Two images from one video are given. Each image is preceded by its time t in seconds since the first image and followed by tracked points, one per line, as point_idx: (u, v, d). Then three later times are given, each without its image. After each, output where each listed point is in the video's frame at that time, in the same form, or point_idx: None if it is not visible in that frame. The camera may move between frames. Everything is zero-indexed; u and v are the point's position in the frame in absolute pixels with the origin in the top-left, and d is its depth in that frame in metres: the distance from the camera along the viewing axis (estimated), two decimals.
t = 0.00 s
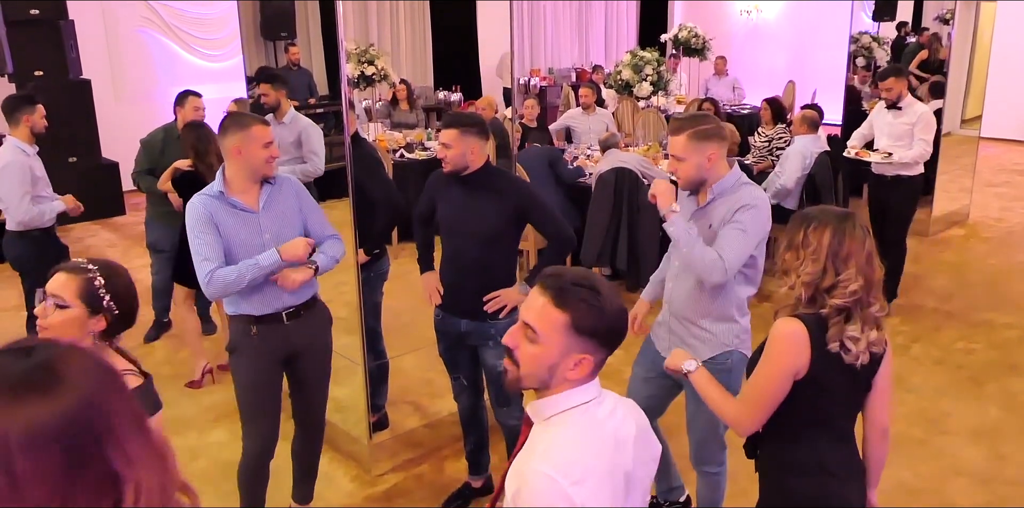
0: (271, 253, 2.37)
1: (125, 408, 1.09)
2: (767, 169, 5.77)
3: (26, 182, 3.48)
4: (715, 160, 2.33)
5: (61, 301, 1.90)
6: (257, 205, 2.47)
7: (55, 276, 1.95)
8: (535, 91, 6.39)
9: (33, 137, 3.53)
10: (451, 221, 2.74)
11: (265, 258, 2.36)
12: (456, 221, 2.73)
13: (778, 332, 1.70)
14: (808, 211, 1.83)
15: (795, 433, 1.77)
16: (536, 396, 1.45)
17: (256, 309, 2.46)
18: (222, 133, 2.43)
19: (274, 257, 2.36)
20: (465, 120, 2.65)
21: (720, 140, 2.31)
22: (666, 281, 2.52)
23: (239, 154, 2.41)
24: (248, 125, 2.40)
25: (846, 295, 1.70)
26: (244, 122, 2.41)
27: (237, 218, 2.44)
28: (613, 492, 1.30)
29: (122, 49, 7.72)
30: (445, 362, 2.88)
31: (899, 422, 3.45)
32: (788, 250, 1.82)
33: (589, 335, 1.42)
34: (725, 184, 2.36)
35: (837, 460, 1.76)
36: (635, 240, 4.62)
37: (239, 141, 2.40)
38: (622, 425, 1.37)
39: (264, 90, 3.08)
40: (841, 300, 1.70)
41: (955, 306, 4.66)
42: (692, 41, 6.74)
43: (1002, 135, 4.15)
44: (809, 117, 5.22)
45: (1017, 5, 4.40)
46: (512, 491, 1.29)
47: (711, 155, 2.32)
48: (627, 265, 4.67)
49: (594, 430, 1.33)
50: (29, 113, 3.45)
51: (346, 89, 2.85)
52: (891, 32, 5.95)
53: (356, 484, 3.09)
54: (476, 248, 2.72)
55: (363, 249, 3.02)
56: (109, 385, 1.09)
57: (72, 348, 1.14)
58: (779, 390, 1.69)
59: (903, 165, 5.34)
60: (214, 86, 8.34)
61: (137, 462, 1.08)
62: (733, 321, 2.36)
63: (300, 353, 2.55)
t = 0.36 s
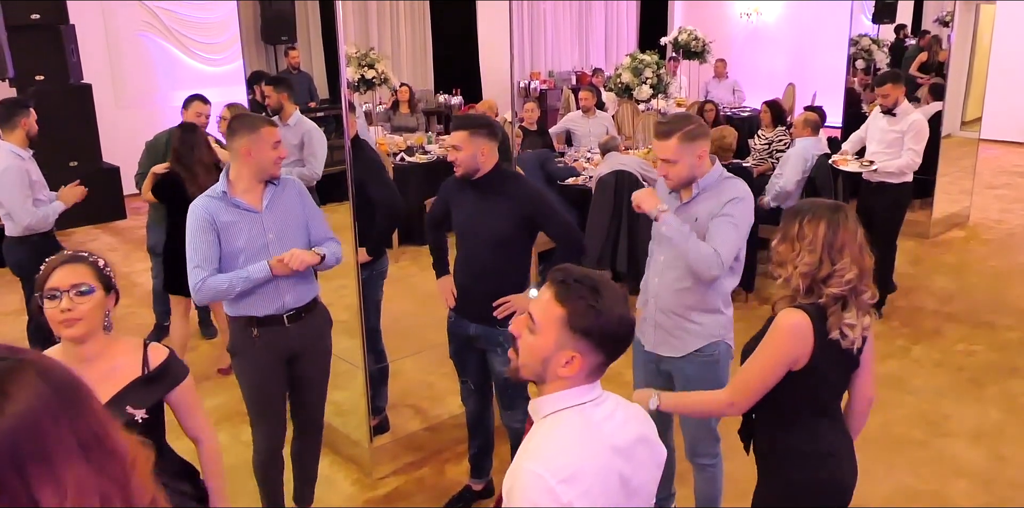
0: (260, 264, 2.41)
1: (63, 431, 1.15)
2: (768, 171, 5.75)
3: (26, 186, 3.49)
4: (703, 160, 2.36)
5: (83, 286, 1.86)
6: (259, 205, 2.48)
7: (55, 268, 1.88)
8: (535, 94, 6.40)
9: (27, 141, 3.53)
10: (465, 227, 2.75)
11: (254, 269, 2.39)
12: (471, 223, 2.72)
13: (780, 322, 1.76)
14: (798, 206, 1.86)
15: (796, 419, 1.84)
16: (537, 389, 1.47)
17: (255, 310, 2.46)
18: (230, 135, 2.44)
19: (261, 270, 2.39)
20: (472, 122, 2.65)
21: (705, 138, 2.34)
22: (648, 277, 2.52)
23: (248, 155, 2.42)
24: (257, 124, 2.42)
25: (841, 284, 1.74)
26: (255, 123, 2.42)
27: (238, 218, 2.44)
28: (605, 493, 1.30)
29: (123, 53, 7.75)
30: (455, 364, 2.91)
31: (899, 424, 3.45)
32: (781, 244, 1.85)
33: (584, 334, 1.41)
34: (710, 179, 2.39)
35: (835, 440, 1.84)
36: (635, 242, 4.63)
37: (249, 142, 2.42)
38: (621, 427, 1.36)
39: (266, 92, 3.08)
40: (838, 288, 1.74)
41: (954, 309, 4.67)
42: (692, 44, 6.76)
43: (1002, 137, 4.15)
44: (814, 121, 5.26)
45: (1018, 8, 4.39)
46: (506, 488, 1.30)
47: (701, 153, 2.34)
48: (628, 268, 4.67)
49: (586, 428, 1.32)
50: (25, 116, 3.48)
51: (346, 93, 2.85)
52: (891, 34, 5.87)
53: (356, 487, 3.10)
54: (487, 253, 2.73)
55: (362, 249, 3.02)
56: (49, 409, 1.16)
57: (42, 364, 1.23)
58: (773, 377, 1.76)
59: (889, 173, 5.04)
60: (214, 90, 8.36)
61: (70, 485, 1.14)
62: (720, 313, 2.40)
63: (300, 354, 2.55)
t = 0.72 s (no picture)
0: (253, 274, 2.40)
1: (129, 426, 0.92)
2: (768, 171, 5.75)
3: (25, 187, 3.47)
4: (681, 155, 2.35)
5: (104, 280, 1.90)
6: (263, 207, 2.49)
7: (73, 263, 1.90)
8: (535, 95, 6.41)
9: (27, 140, 3.55)
10: (480, 228, 2.75)
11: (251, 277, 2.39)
12: (490, 219, 2.72)
13: (800, 335, 1.72)
14: (788, 206, 1.89)
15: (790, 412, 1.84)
16: (516, 406, 1.47)
17: (251, 308, 2.47)
18: (239, 141, 2.42)
19: (256, 278, 2.39)
20: (489, 122, 2.64)
21: (682, 134, 2.33)
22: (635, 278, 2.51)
23: (255, 162, 2.42)
24: (266, 133, 2.41)
25: (836, 277, 1.78)
26: (262, 129, 2.42)
27: (238, 223, 2.45)
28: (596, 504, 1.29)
29: (123, 52, 7.73)
30: (456, 365, 2.88)
31: (899, 424, 3.45)
32: (775, 242, 1.87)
33: (557, 349, 1.41)
34: (686, 185, 2.35)
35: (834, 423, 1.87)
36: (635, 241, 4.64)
37: (256, 150, 2.41)
38: (605, 437, 1.35)
39: (267, 91, 3.08)
40: (835, 282, 1.77)
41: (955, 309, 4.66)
42: (693, 45, 6.76)
43: (1003, 138, 4.15)
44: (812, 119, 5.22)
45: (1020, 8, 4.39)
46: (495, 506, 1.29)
47: (679, 149, 2.33)
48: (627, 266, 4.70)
49: (574, 443, 1.32)
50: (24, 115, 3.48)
51: (346, 92, 2.88)
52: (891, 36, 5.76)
53: (356, 488, 3.09)
54: (501, 258, 2.72)
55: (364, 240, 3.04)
56: (114, 400, 0.92)
57: (92, 351, 0.98)
58: (817, 384, 1.71)
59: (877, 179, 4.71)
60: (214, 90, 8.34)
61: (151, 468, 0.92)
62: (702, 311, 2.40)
63: (294, 355, 2.56)
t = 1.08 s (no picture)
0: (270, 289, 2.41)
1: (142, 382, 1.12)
2: (766, 172, 5.77)
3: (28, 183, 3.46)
4: (667, 147, 2.36)
5: (112, 268, 1.95)
6: (276, 205, 2.50)
7: (80, 252, 1.92)
8: (534, 95, 6.43)
9: (27, 138, 3.58)
10: (483, 230, 2.74)
11: (265, 296, 2.40)
12: (490, 221, 2.72)
13: (832, 325, 1.75)
14: (784, 199, 1.90)
15: (807, 408, 1.85)
16: (520, 402, 1.47)
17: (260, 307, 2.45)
18: (254, 137, 2.44)
19: (271, 299, 2.40)
20: (495, 117, 2.66)
21: (668, 126, 2.35)
22: (627, 275, 2.49)
23: (271, 159, 2.43)
24: (283, 131, 2.42)
25: (838, 270, 1.81)
26: (276, 127, 2.43)
27: (253, 217, 2.46)
28: (598, 501, 1.29)
29: (122, 50, 7.73)
30: (460, 366, 2.89)
31: (897, 424, 3.45)
32: (774, 236, 1.87)
33: (559, 342, 1.41)
34: (672, 180, 2.36)
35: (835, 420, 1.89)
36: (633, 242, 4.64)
37: (273, 148, 2.42)
38: (608, 434, 1.35)
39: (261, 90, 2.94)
40: (837, 274, 1.80)
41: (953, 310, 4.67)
42: (691, 45, 6.76)
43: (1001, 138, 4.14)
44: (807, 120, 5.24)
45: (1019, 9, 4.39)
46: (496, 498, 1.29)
47: (666, 142, 2.35)
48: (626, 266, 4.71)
49: (579, 438, 1.32)
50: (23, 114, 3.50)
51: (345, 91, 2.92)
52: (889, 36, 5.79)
53: (354, 487, 3.09)
54: (503, 258, 2.72)
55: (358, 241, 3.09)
56: (131, 359, 1.12)
57: (110, 320, 1.18)
58: (860, 369, 1.73)
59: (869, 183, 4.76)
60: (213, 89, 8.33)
61: (161, 402, 1.12)
62: (694, 301, 2.41)
63: (302, 351, 2.56)
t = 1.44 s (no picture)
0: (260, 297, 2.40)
1: (73, 418, 1.15)
2: (767, 170, 5.79)
3: (27, 177, 3.52)
4: (666, 148, 2.36)
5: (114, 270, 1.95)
6: (289, 200, 2.51)
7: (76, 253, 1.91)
8: (534, 92, 6.45)
9: (28, 133, 3.59)
10: (484, 228, 2.74)
11: (255, 302, 2.39)
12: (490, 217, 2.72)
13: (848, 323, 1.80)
14: (783, 199, 1.93)
15: (824, 407, 1.88)
16: (540, 387, 1.47)
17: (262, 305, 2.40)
18: (268, 129, 2.44)
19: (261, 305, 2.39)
20: (509, 112, 2.67)
21: (668, 128, 2.34)
22: (629, 279, 2.49)
23: (287, 151, 2.43)
24: (295, 121, 2.43)
25: (840, 268, 1.85)
26: (291, 118, 2.43)
27: (266, 211, 2.46)
28: (611, 483, 1.28)
29: (122, 47, 7.72)
30: (460, 364, 2.87)
31: (897, 423, 3.46)
32: (773, 237, 1.89)
33: (580, 324, 1.41)
34: (674, 181, 2.37)
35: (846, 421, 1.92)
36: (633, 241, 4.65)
37: (287, 139, 2.42)
38: (624, 418, 1.35)
39: (260, 86, 3.00)
40: (839, 272, 1.84)
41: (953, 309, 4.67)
42: (692, 43, 6.76)
43: (1004, 138, 4.13)
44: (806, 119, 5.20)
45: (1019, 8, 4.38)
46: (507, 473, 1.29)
47: (665, 143, 2.34)
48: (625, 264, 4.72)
49: (591, 421, 1.31)
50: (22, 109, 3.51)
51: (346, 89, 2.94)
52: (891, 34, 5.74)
53: (353, 484, 3.09)
54: (504, 252, 2.72)
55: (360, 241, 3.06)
56: (73, 392, 1.16)
57: (62, 348, 1.21)
58: (870, 362, 1.81)
59: (870, 183, 4.79)
60: (213, 86, 8.33)
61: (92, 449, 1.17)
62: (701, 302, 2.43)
63: (309, 347, 2.58)
